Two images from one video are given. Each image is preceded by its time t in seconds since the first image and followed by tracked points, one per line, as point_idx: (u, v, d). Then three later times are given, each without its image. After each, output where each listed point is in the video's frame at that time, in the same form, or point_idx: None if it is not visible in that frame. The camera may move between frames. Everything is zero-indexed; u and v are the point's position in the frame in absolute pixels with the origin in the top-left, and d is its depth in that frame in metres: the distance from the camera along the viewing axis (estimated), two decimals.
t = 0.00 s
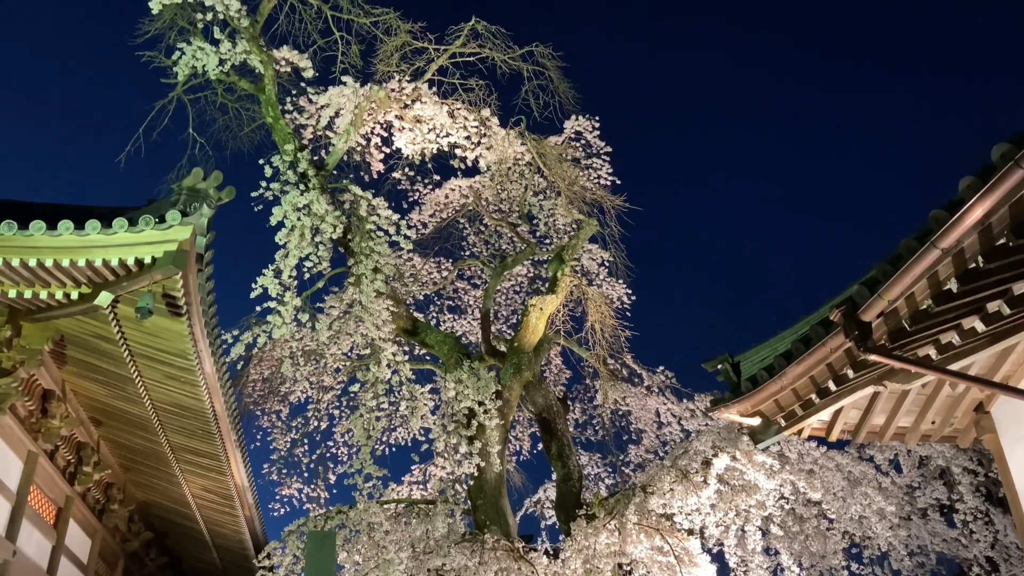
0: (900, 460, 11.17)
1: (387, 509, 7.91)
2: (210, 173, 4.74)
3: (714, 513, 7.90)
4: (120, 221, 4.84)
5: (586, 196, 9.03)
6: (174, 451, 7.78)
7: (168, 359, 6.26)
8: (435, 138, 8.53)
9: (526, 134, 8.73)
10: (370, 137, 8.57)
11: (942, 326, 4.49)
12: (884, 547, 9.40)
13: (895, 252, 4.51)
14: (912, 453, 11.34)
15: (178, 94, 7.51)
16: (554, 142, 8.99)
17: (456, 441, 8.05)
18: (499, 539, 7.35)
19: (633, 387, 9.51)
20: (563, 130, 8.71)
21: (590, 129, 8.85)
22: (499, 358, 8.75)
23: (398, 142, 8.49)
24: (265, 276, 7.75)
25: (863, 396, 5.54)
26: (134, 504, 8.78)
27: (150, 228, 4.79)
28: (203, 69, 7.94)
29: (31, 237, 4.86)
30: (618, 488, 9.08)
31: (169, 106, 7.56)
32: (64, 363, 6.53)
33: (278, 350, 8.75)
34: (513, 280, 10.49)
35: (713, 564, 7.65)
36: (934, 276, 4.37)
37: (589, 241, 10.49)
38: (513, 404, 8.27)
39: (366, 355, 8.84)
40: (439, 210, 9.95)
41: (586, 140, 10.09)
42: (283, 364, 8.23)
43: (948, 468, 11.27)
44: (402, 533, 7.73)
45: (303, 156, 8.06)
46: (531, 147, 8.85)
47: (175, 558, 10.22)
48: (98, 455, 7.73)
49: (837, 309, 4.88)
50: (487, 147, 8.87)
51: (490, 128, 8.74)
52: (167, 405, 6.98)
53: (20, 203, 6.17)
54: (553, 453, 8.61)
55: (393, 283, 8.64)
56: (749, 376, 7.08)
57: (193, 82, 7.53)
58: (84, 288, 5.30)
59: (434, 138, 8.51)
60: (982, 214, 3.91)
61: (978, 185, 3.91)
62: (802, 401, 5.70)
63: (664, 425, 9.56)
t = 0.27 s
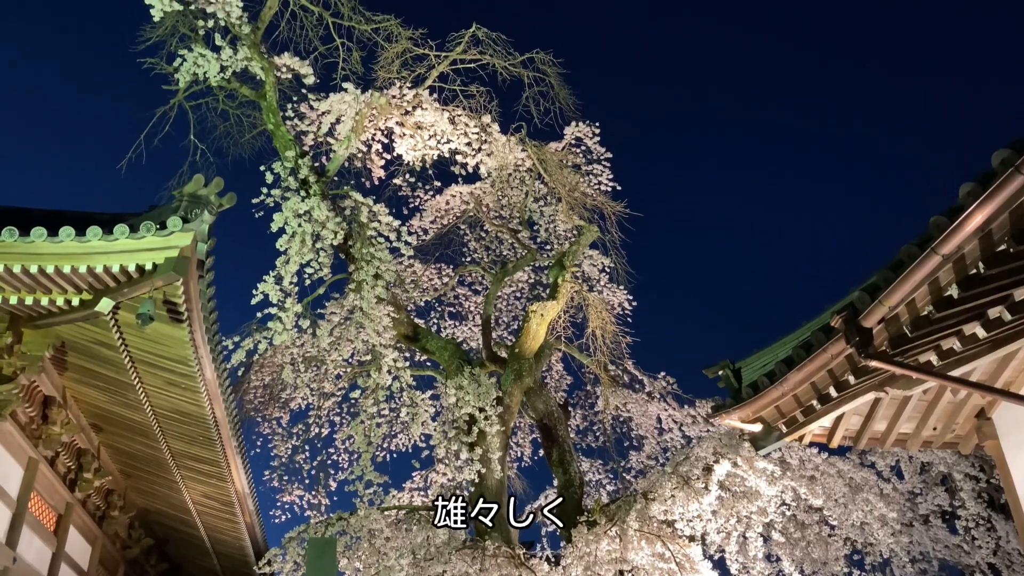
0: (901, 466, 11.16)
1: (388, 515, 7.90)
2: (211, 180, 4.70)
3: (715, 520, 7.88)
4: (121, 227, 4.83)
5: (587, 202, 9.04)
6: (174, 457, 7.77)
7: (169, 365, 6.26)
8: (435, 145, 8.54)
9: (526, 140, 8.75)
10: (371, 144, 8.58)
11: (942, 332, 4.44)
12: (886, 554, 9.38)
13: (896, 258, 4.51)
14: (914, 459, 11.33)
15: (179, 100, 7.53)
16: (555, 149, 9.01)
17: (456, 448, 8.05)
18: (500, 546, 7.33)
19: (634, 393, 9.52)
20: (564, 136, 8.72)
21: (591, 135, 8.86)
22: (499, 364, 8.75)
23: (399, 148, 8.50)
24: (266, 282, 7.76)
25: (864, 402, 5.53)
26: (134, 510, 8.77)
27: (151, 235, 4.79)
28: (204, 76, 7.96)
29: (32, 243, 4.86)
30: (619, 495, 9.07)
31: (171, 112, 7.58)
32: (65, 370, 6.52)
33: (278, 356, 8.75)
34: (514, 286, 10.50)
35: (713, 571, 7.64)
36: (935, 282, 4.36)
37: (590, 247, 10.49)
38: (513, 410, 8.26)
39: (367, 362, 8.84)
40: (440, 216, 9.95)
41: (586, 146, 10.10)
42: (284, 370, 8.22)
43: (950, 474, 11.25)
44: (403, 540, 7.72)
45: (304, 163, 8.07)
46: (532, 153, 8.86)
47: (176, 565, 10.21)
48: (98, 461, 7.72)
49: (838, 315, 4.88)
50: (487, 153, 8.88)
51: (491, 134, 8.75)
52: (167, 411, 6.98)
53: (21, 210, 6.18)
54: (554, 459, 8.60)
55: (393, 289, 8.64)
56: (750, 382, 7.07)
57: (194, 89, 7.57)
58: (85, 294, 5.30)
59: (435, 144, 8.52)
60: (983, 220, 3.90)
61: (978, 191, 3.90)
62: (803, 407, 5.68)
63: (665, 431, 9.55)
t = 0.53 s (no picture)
0: (902, 471, 11.15)
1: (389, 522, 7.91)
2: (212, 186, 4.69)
3: (716, 526, 7.86)
4: (122, 233, 4.83)
5: (587, 208, 9.06)
6: (175, 464, 7.76)
7: (170, 371, 6.27)
8: (436, 151, 8.55)
9: (527, 146, 8.77)
10: (372, 150, 8.60)
11: (943, 339, 4.47)
12: (887, 560, 9.36)
13: (896, 264, 4.51)
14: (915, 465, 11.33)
15: (180, 107, 7.49)
16: (555, 155, 9.02)
17: (457, 454, 8.05)
18: (501, 553, 7.34)
19: (635, 399, 9.52)
20: (564, 142, 8.73)
21: (591, 141, 8.88)
22: (500, 370, 8.75)
23: (400, 154, 8.52)
24: (266, 288, 7.77)
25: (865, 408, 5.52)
26: (134, 517, 8.76)
27: (152, 241, 4.80)
28: (205, 82, 7.98)
29: (32, 249, 4.86)
30: (620, 501, 9.06)
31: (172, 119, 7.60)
32: (65, 376, 6.52)
33: (279, 362, 8.76)
34: (514, 291, 10.51)
35: None
36: (935, 288, 4.36)
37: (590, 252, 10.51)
38: (514, 416, 8.26)
39: (368, 368, 8.84)
40: (440, 222, 9.96)
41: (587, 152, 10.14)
42: (285, 376, 8.22)
43: (951, 480, 11.24)
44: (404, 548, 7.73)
45: (305, 169, 8.09)
46: (533, 160, 8.89)
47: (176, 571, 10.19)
48: (98, 468, 7.71)
49: (838, 321, 4.88)
50: (488, 159, 8.90)
51: (491, 140, 8.78)
52: (168, 417, 6.98)
53: (22, 217, 6.19)
54: (555, 466, 8.59)
55: (394, 295, 8.65)
56: (750, 388, 7.07)
57: (195, 95, 7.53)
58: (85, 301, 5.29)
59: (435, 150, 8.54)
60: (984, 226, 3.90)
61: (979, 197, 3.90)
62: (804, 413, 5.68)
63: (666, 437, 9.54)
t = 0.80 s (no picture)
0: (904, 477, 11.13)
1: (390, 528, 7.91)
2: (213, 192, 4.65)
3: (718, 532, 7.84)
4: (122, 238, 4.83)
5: (588, 213, 9.06)
6: (175, 469, 7.75)
7: (171, 377, 6.26)
8: (437, 156, 8.56)
9: (528, 152, 8.77)
10: (373, 155, 8.61)
11: (944, 343, 4.42)
12: (889, 566, 9.34)
13: (897, 269, 4.50)
14: (916, 470, 11.31)
15: (182, 112, 7.49)
16: (556, 160, 9.03)
17: (457, 460, 8.02)
18: (502, 559, 7.35)
19: (636, 404, 9.52)
20: (565, 147, 8.74)
21: (591, 146, 8.88)
22: (500, 375, 8.74)
23: (401, 160, 8.52)
24: (267, 294, 7.77)
25: (866, 413, 5.51)
26: (134, 522, 8.74)
27: (153, 246, 4.78)
28: (207, 88, 7.99)
29: (33, 255, 4.86)
30: (621, 506, 9.05)
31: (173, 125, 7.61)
32: (66, 382, 6.51)
33: (280, 367, 8.76)
34: (515, 296, 10.50)
35: None
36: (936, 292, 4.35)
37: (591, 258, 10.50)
38: (515, 422, 8.25)
39: (368, 373, 8.84)
40: (441, 227, 9.96)
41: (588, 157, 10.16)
42: (286, 382, 8.22)
43: (953, 486, 11.22)
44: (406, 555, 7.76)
45: (306, 174, 8.09)
46: (534, 165, 8.89)
47: None
48: (99, 473, 7.70)
49: (839, 326, 4.87)
50: (489, 165, 8.91)
51: (491, 145, 8.78)
52: (168, 423, 6.98)
53: (23, 222, 6.19)
54: (556, 471, 8.58)
55: (395, 300, 8.65)
56: (752, 393, 7.06)
57: (197, 100, 7.53)
58: (86, 306, 5.30)
59: (436, 156, 8.54)
60: (984, 231, 3.89)
61: (979, 203, 3.90)
62: (805, 419, 5.66)
63: (667, 442, 9.53)
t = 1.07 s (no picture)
0: (905, 483, 11.12)
1: (390, 534, 7.91)
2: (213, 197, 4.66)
3: (719, 538, 7.83)
4: (123, 244, 4.83)
5: (588, 218, 9.06)
6: (175, 475, 7.75)
7: (172, 383, 6.26)
8: (437, 161, 8.57)
9: (528, 157, 8.78)
10: (374, 161, 8.62)
11: (946, 349, 4.46)
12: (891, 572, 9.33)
13: (897, 274, 4.50)
14: (917, 476, 11.29)
15: (182, 118, 7.50)
16: (557, 165, 9.05)
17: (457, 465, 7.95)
18: (502, 564, 7.28)
19: (637, 410, 9.51)
20: (565, 153, 8.74)
21: (591, 152, 8.90)
22: (501, 380, 8.73)
23: (401, 165, 8.53)
24: (268, 299, 7.78)
25: (867, 419, 5.50)
26: (135, 528, 8.73)
27: (153, 251, 4.79)
28: (207, 94, 8.01)
29: (34, 260, 4.86)
30: (622, 512, 9.04)
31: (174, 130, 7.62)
32: (67, 388, 6.51)
33: (280, 373, 8.76)
34: (515, 302, 10.50)
35: None
36: (936, 298, 4.35)
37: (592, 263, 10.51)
38: (515, 427, 8.23)
39: (369, 378, 8.84)
40: (442, 232, 9.97)
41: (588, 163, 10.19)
42: (286, 387, 8.21)
43: (954, 491, 11.20)
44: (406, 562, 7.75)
45: (307, 180, 8.08)
46: (534, 170, 8.91)
47: None
48: (99, 479, 7.69)
49: (840, 332, 4.87)
50: (489, 170, 8.92)
51: (492, 151, 8.80)
52: (169, 429, 6.97)
53: (24, 227, 6.20)
54: (557, 477, 8.56)
55: (395, 306, 8.66)
56: (752, 399, 7.05)
57: (198, 106, 7.54)
58: (87, 311, 5.29)
59: (437, 161, 8.55)
60: (985, 237, 3.89)
61: (980, 208, 3.89)
62: (806, 424, 5.65)
63: (668, 448, 9.52)
